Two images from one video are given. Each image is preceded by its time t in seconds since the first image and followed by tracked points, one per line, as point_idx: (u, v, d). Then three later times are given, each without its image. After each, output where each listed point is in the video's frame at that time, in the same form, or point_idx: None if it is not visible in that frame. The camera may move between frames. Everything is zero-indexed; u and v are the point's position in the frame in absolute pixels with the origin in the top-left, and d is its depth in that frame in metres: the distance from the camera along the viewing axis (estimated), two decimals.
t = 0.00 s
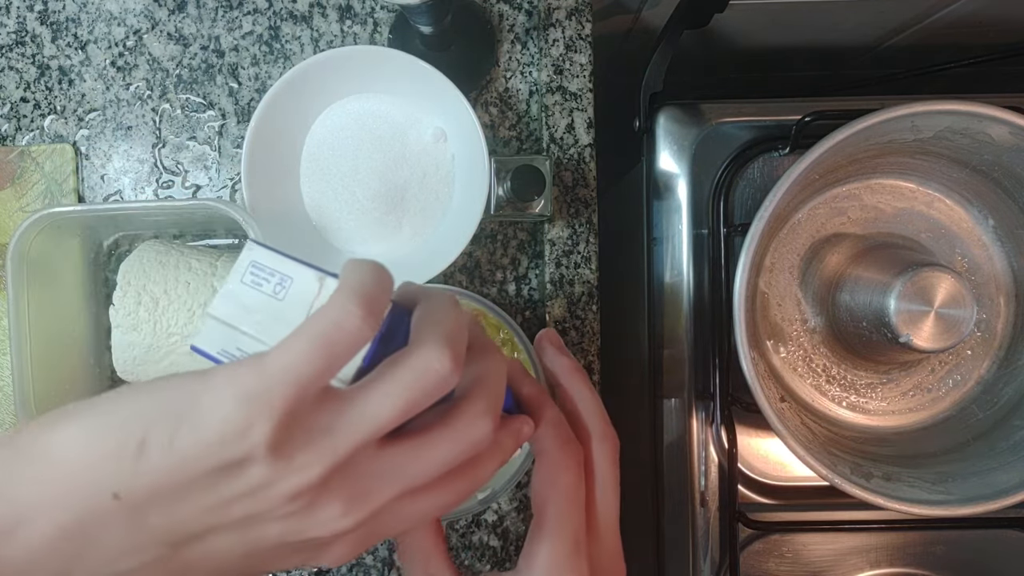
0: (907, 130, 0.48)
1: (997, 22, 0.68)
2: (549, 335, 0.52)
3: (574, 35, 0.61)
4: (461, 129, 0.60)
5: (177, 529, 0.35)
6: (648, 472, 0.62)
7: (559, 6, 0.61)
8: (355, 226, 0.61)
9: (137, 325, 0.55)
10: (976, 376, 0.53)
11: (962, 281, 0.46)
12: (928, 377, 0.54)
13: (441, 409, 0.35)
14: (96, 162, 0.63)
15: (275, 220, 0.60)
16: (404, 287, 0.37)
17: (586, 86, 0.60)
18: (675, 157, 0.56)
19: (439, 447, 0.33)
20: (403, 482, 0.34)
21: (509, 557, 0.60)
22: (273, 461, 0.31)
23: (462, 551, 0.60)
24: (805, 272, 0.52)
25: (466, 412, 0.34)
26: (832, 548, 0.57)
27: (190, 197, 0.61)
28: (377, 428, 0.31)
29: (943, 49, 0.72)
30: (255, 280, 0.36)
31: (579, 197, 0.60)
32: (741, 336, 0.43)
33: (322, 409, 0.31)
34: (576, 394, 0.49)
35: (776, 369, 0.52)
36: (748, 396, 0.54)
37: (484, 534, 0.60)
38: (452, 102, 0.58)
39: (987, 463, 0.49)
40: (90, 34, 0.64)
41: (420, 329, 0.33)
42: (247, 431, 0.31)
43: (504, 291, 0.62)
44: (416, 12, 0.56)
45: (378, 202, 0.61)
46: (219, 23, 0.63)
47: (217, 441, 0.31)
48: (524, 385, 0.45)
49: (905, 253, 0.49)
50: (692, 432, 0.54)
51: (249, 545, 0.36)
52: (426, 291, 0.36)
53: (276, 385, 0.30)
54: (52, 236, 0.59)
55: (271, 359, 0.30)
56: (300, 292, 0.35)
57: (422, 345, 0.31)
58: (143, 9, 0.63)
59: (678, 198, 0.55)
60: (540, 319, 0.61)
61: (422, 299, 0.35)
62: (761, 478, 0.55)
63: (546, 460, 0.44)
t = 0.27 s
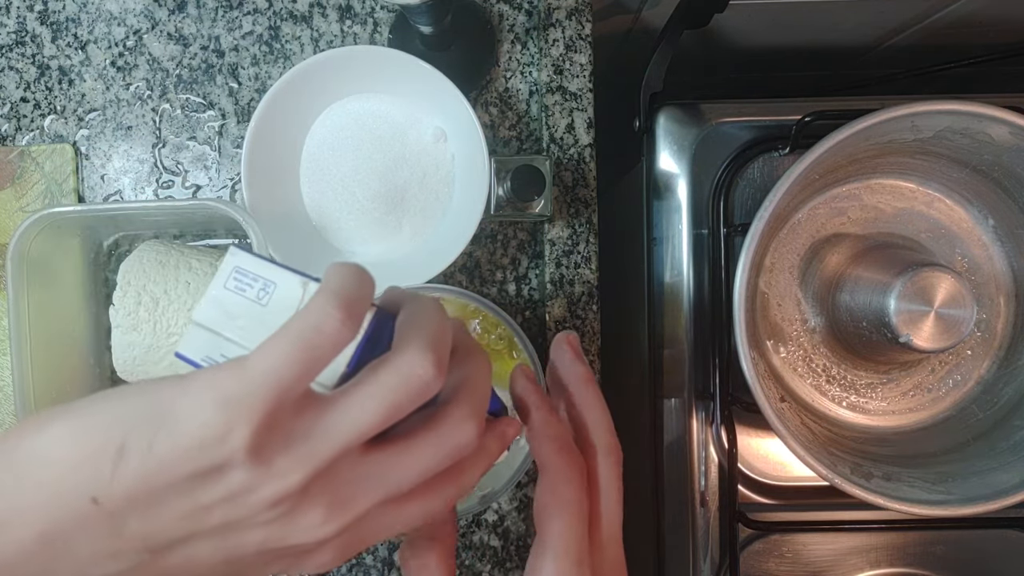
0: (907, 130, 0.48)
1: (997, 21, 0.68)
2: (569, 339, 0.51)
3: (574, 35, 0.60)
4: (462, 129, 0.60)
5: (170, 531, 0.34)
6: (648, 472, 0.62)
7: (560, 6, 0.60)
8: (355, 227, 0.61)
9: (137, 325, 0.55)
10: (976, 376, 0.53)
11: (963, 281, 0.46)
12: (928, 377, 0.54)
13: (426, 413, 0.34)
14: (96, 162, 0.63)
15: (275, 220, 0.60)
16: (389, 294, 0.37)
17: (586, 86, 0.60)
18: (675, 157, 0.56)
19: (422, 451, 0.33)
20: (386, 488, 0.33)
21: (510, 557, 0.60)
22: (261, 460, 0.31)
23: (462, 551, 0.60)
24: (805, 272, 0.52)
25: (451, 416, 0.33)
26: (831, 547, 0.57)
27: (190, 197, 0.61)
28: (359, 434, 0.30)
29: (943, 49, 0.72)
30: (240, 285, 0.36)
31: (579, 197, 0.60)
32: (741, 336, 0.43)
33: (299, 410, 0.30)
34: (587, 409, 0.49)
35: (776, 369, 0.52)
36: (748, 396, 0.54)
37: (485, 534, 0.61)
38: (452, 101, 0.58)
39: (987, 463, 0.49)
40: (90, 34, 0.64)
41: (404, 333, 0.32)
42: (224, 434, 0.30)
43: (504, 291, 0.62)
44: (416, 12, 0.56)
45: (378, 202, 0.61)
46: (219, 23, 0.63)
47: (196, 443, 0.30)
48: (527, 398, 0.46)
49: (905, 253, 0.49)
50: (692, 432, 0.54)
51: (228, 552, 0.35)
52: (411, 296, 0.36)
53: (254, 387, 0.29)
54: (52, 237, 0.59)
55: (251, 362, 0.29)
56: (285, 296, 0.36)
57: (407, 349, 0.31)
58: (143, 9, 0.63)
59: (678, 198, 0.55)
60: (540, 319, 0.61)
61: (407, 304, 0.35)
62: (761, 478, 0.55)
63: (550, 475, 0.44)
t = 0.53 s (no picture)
0: (907, 130, 0.48)
1: (997, 21, 0.68)
2: (582, 352, 0.51)
3: (574, 35, 0.60)
4: (462, 129, 0.60)
5: (173, 534, 0.34)
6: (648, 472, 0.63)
7: (560, 6, 0.60)
8: (355, 227, 0.61)
9: (137, 326, 0.55)
10: (976, 376, 0.53)
11: (962, 281, 0.46)
12: (928, 377, 0.54)
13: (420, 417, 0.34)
14: (96, 162, 0.63)
15: (275, 220, 0.60)
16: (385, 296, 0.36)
17: (586, 86, 0.60)
18: (675, 157, 0.56)
19: (416, 453, 0.33)
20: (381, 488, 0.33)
21: (509, 556, 0.61)
22: (256, 464, 0.31)
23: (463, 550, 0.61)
24: (805, 272, 0.52)
25: (444, 417, 0.33)
26: (831, 547, 0.57)
27: (191, 198, 0.61)
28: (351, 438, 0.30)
29: (943, 49, 0.72)
30: (237, 293, 0.36)
31: (579, 197, 0.60)
32: (742, 336, 0.43)
33: (291, 413, 0.30)
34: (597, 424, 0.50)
35: (776, 369, 0.52)
36: (748, 396, 0.54)
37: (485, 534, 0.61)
38: (452, 101, 0.58)
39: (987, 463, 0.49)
40: (90, 34, 0.64)
41: (397, 337, 0.32)
42: (219, 437, 0.30)
43: (504, 291, 0.62)
44: (416, 12, 0.56)
45: (378, 202, 0.61)
46: (219, 23, 0.63)
47: (191, 444, 0.30)
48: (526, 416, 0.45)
49: (905, 253, 0.49)
50: (692, 432, 0.54)
51: (223, 553, 0.35)
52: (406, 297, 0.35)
53: (244, 392, 0.29)
54: (51, 237, 0.59)
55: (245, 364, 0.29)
56: (282, 301, 0.35)
57: (399, 351, 0.30)
58: (143, 9, 0.63)
59: (678, 198, 0.55)
60: (540, 319, 0.61)
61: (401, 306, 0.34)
62: (760, 479, 0.55)
63: (558, 493, 0.45)
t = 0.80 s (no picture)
0: (907, 130, 0.48)
1: (997, 21, 0.68)
2: (580, 353, 0.50)
3: (574, 35, 0.60)
4: (462, 129, 0.60)
5: (173, 524, 0.34)
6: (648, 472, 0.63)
7: (559, 6, 0.60)
8: (356, 226, 0.61)
9: (137, 325, 0.55)
10: (976, 376, 0.53)
11: (963, 280, 0.46)
12: (928, 377, 0.54)
13: (412, 406, 0.33)
14: (96, 162, 0.63)
15: (275, 220, 0.60)
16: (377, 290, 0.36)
17: (586, 86, 0.60)
18: (675, 157, 0.56)
19: (409, 438, 0.32)
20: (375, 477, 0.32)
21: (509, 556, 0.61)
22: (250, 447, 0.30)
23: (463, 550, 0.61)
24: (806, 272, 0.52)
25: (437, 404, 0.32)
26: (831, 547, 0.57)
27: (191, 198, 0.61)
28: (340, 420, 0.29)
29: (942, 49, 0.72)
30: (233, 290, 0.36)
31: (579, 197, 0.60)
32: (741, 336, 0.44)
33: (285, 395, 0.30)
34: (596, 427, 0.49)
35: (776, 369, 0.52)
36: (748, 396, 0.54)
37: (484, 534, 0.61)
38: (452, 101, 0.58)
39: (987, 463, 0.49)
40: (90, 34, 0.64)
41: (386, 323, 0.32)
42: (211, 417, 0.30)
43: (504, 291, 0.62)
44: (416, 12, 0.56)
45: (378, 202, 0.61)
46: (219, 23, 0.63)
47: (183, 426, 0.31)
48: (537, 416, 0.46)
49: (905, 253, 0.49)
50: (692, 432, 0.54)
51: (219, 539, 0.35)
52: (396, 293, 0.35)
53: (237, 371, 0.29)
54: (52, 236, 0.59)
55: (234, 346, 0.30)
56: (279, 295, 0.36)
57: (389, 335, 0.30)
58: (143, 9, 0.63)
59: (678, 198, 0.55)
60: (540, 319, 0.61)
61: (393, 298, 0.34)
62: (761, 478, 0.55)
63: (564, 497, 0.44)
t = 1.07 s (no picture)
0: (907, 130, 0.48)
1: (997, 21, 0.68)
2: (576, 352, 0.50)
3: (574, 35, 0.60)
4: (462, 129, 0.60)
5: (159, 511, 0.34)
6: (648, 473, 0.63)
7: (559, 6, 0.60)
8: (355, 226, 0.61)
9: (136, 325, 0.55)
10: (976, 376, 0.53)
11: (962, 280, 0.46)
12: (928, 377, 0.54)
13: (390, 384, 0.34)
14: (96, 162, 0.63)
15: (275, 220, 0.60)
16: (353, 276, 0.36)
17: (586, 86, 0.60)
18: (675, 157, 0.56)
19: (386, 415, 0.32)
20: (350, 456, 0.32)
21: (509, 556, 0.61)
22: (220, 422, 0.31)
23: (462, 550, 0.61)
24: (806, 272, 0.52)
25: (414, 380, 0.33)
26: (831, 547, 0.57)
27: (191, 198, 0.61)
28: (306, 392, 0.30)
29: (942, 49, 0.72)
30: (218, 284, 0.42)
31: (579, 197, 0.60)
32: (742, 337, 0.44)
33: (257, 367, 0.31)
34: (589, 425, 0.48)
35: (776, 369, 0.52)
36: (748, 396, 0.54)
37: (484, 534, 0.61)
38: (452, 101, 0.58)
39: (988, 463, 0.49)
40: (90, 34, 0.64)
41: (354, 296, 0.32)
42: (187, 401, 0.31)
43: (504, 291, 0.62)
44: (416, 12, 0.56)
45: (378, 203, 0.61)
46: (219, 23, 0.63)
47: (149, 400, 0.31)
48: (543, 416, 0.46)
49: (905, 253, 0.49)
50: (692, 432, 0.54)
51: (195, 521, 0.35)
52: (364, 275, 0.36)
53: (205, 345, 0.30)
54: (52, 236, 0.59)
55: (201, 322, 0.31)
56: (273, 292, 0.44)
57: (356, 307, 0.31)
58: (143, 9, 0.63)
59: (678, 198, 0.55)
60: (540, 319, 0.61)
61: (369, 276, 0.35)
62: (761, 478, 0.55)
63: (554, 505, 0.45)
